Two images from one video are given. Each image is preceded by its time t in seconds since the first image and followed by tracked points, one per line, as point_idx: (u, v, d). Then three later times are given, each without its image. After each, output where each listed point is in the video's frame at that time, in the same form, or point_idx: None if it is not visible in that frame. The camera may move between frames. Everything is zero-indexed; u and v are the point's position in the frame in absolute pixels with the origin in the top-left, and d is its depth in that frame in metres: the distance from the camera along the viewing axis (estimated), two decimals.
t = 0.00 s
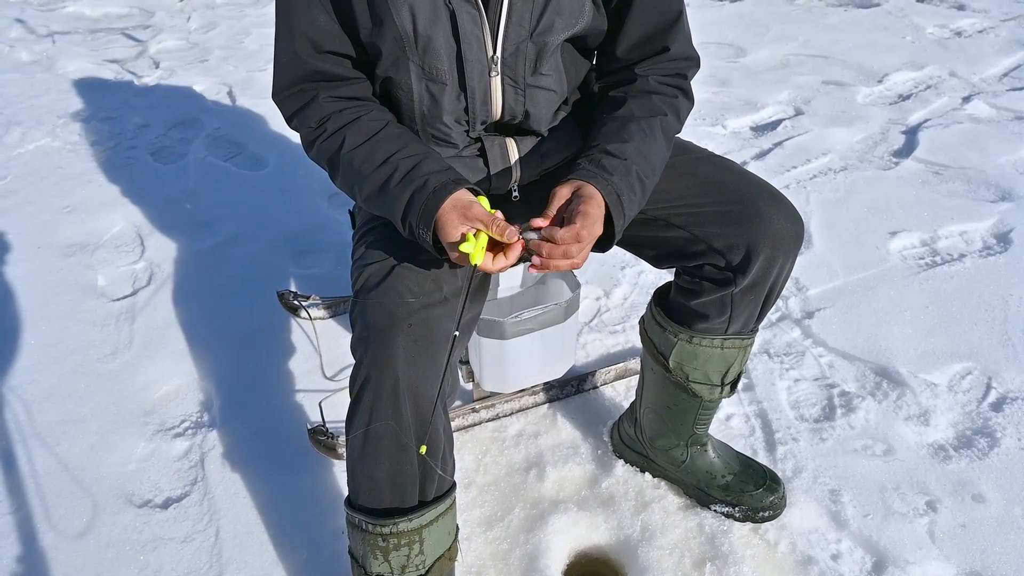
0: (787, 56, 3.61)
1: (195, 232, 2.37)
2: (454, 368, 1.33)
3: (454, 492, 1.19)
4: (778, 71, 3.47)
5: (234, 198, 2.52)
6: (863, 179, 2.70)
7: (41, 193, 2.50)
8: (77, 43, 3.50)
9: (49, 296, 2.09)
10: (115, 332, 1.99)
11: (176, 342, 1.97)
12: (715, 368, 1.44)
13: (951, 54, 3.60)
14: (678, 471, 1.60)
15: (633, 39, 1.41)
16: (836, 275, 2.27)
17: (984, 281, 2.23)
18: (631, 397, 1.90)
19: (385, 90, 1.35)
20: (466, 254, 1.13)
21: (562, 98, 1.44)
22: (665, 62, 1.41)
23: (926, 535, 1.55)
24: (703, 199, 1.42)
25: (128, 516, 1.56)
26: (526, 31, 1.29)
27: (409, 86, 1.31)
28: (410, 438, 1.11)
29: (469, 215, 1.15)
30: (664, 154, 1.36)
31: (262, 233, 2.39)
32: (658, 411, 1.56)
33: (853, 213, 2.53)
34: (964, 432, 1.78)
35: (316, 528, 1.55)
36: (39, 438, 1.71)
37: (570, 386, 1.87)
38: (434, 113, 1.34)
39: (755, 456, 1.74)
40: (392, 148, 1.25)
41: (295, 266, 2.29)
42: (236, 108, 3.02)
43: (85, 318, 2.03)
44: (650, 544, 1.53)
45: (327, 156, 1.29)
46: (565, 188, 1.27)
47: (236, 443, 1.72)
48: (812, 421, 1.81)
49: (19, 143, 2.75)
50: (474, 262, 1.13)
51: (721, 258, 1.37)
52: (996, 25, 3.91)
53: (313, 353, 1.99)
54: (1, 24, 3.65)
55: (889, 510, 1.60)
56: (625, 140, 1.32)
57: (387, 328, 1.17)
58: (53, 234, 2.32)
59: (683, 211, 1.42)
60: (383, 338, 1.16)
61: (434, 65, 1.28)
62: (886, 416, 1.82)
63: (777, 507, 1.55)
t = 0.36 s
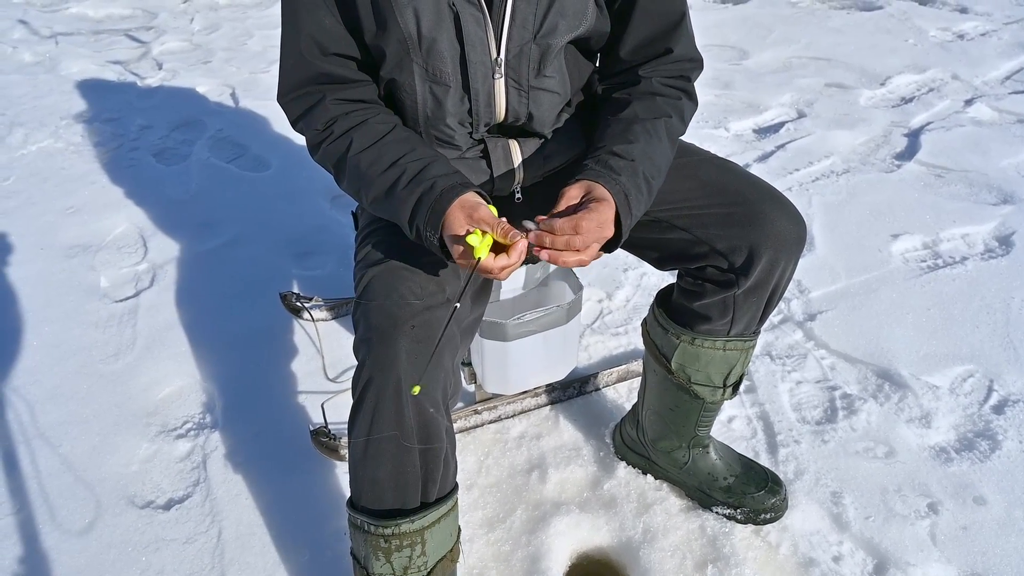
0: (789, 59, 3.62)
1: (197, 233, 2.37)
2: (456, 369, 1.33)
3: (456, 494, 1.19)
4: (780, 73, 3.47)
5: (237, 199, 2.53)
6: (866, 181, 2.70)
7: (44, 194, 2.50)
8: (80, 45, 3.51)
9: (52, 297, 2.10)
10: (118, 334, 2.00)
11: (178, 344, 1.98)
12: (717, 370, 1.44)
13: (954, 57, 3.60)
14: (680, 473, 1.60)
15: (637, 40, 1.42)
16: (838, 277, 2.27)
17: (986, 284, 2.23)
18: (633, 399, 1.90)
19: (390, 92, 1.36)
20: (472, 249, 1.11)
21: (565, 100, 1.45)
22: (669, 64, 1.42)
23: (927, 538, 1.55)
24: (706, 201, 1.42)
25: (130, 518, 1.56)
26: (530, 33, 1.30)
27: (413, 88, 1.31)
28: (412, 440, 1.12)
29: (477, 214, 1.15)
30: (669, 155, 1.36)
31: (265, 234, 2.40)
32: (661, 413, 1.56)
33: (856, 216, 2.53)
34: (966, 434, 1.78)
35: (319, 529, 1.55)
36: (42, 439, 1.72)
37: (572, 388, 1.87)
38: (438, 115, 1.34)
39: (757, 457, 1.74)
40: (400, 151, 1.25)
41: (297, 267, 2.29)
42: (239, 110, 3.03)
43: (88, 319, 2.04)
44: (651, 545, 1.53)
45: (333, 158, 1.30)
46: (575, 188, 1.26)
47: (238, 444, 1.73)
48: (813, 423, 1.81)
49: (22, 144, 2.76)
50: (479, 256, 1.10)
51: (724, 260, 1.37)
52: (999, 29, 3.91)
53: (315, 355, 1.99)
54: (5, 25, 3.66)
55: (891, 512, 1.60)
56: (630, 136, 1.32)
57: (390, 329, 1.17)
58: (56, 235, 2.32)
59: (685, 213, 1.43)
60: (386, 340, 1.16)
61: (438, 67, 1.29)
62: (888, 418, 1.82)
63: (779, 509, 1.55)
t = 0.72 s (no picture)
0: (790, 59, 3.62)
1: (196, 234, 2.37)
2: (455, 370, 1.33)
3: (454, 495, 1.19)
4: (781, 74, 3.48)
5: (236, 200, 2.53)
6: (866, 182, 2.70)
7: (44, 195, 2.50)
8: (80, 45, 3.51)
9: (52, 298, 2.10)
10: (117, 334, 2.00)
11: (177, 345, 1.98)
12: (717, 368, 1.44)
13: (954, 58, 3.60)
14: (680, 474, 1.60)
15: (649, 34, 1.39)
16: (838, 278, 2.27)
17: (987, 285, 2.23)
18: (633, 400, 1.90)
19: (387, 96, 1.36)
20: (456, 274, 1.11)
21: (564, 99, 1.45)
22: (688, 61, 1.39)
23: (926, 538, 1.55)
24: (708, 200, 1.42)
25: (129, 519, 1.56)
26: (527, 34, 1.30)
27: (412, 90, 1.31)
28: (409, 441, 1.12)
29: (463, 237, 1.15)
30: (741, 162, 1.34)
31: (264, 234, 2.40)
32: (660, 412, 1.56)
33: (856, 217, 2.53)
34: (965, 435, 1.78)
35: (318, 530, 1.55)
36: (43, 439, 1.72)
37: (572, 389, 1.87)
38: (436, 117, 1.34)
39: (756, 458, 1.74)
40: (391, 167, 1.26)
41: (297, 268, 2.29)
42: (239, 110, 3.03)
43: (87, 320, 2.04)
44: (650, 546, 1.53)
45: (327, 170, 1.30)
46: (726, 248, 1.19)
47: (237, 445, 1.73)
48: (813, 423, 1.82)
49: (22, 145, 2.76)
50: (463, 281, 1.09)
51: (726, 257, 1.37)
52: (1000, 30, 3.91)
53: (315, 356, 1.99)
54: (5, 25, 3.66)
55: (890, 513, 1.60)
56: (685, 145, 1.33)
57: (388, 330, 1.18)
58: (56, 235, 2.32)
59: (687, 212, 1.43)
60: (384, 341, 1.16)
61: (435, 68, 1.29)
62: (888, 419, 1.82)
63: (778, 509, 1.55)
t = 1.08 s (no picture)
0: (785, 60, 3.62)
1: (190, 236, 2.37)
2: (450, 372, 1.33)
3: (449, 498, 1.18)
4: (776, 74, 3.48)
5: (230, 202, 2.53)
6: (860, 183, 2.70)
7: (36, 197, 2.49)
8: (73, 46, 3.50)
9: (44, 301, 2.09)
10: (110, 337, 1.99)
11: (171, 347, 1.97)
12: (712, 370, 1.44)
13: (949, 58, 3.61)
14: (674, 475, 1.60)
15: (651, 36, 1.37)
16: (833, 279, 2.27)
17: (981, 285, 2.23)
18: (627, 402, 1.90)
19: (382, 97, 1.35)
20: (443, 276, 1.12)
21: (561, 103, 1.45)
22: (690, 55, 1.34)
23: (920, 539, 1.55)
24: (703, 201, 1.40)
25: (122, 523, 1.55)
26: (524, 38, 1.30)
27: (406, 93, 1.31)
28: (403, 444, 1.12)
29: (449, 238, 1.15)
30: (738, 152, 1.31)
31: (258, 237, 2.39)
32: (654, 413, 1.56)
33: (851, 217, 2.53)
34: (960, 435, 1.78)
35: (311, 534, 1.55)
36: (35, 443, 1.71)
37: (566, 391, 1.87)
38: (431, 120, 1.34)
39: (751, 460, 1.74)
40: (379, 170, 1.25)
41: (292, 270, 2.29)
42: (234, 112, 3.02)
43: (80, 323, 2.03)
44: (645, 548, 1.53)
45: (316, 171, 1.30)
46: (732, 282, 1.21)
47: (231, 448, 1.72)
48: (807, 424, 1.82)
49: (14, 146, 2.75)
50: (451, 283, 1.09)
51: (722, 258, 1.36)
52: (994, 29, 3.92)
53: (309, 358, 1.99)
54: None
55: (884, 513, 1.60)
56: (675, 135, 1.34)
57: (382, 333, 1.18)
58: (49, 238, 2.32)
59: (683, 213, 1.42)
60: (379, 344, 1.17)
61: (431, 72, 1.28)
62: (883, 420, 1.82)
63: (772, 510, 1.55)
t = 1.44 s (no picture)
0: (783, 57, 3.61)
1: (186, 236, 2.36)
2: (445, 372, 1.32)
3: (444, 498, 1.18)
4: (774, 72, 3.47)
5: (227, 201, 2.52)
6: (858, 181, 2.69)
7: (33, 197, 2.49)
8: (69, 46, 3.49)
9: (41, 301, 2.09)
10: (107, 337, 1.99)
11: (167, 347, 1.97)
12: (708, 370, 1.43)
13: (948, 55, 3.60)
14: (671, 475, 1.59)
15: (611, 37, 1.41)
16: (831, 278, 2.26)
17: (980, 283, 2.22)
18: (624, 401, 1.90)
19: (374, 94, 1.35)
20: (438, 263, 1.12)
21: (555, 99, 1.44)
22: (638, 60, 1.39)
23: (918, 538, 1.55)
24: (696, 200, 1.41)
25: (118, 523, 1.55)
26: (516, 34, 1.29)
27: (398, 90, 1.30)
28: (398, 445, 1.11)
29: (445, 223, 1.16)
30: (637, 150, 1.34)
31: (255, 236, 2.39)
32: (651, 412, 1.55)
33: (849, 216, 2.52)
34: (958, 434, 1.78)
35: (307, 534, 1.55)
36: (32, 442, 1.71)
37: (563, 390, 1.87)
38: (424, 116, 1.33)
39: (748, 459, 1.74)
40: (374, 161, 1.25)
41: (288, 269, 2.29)
42: (231, 111, 3.02)
43: (77, 323, 2.03)
44: (642, 548, 1.53)
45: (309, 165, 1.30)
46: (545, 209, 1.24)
47: (227, 448, 1.72)
48: (805, 424, 1.81)
49: (11, 146, 2.75)
50: (447, 268, 1.11)
51: (717, 258, 1.37)
52: (994, 26, 3.91)
53: (306, 358, 1.98)
54: None
55: (882, 513, 1.60)
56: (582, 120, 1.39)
57: (375, 334, 1.17)
58: (45, 238, 2.31)
59: (677, 212, 1.42)
60: (372, 345, 1.16)
61: (422, 68, 1.28)
62: (880, 419, 1.81)
63: (770, 510, 1.54)
